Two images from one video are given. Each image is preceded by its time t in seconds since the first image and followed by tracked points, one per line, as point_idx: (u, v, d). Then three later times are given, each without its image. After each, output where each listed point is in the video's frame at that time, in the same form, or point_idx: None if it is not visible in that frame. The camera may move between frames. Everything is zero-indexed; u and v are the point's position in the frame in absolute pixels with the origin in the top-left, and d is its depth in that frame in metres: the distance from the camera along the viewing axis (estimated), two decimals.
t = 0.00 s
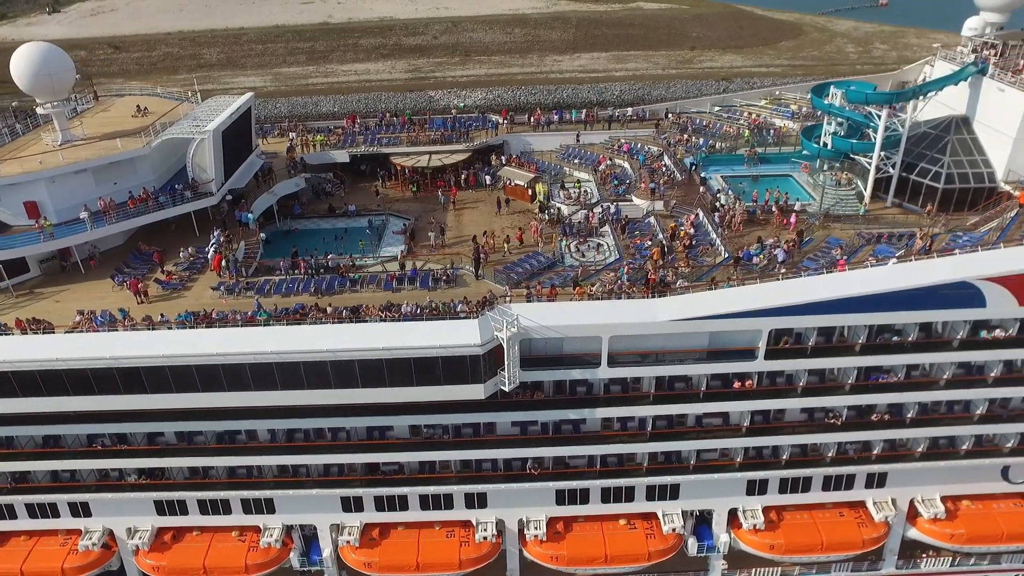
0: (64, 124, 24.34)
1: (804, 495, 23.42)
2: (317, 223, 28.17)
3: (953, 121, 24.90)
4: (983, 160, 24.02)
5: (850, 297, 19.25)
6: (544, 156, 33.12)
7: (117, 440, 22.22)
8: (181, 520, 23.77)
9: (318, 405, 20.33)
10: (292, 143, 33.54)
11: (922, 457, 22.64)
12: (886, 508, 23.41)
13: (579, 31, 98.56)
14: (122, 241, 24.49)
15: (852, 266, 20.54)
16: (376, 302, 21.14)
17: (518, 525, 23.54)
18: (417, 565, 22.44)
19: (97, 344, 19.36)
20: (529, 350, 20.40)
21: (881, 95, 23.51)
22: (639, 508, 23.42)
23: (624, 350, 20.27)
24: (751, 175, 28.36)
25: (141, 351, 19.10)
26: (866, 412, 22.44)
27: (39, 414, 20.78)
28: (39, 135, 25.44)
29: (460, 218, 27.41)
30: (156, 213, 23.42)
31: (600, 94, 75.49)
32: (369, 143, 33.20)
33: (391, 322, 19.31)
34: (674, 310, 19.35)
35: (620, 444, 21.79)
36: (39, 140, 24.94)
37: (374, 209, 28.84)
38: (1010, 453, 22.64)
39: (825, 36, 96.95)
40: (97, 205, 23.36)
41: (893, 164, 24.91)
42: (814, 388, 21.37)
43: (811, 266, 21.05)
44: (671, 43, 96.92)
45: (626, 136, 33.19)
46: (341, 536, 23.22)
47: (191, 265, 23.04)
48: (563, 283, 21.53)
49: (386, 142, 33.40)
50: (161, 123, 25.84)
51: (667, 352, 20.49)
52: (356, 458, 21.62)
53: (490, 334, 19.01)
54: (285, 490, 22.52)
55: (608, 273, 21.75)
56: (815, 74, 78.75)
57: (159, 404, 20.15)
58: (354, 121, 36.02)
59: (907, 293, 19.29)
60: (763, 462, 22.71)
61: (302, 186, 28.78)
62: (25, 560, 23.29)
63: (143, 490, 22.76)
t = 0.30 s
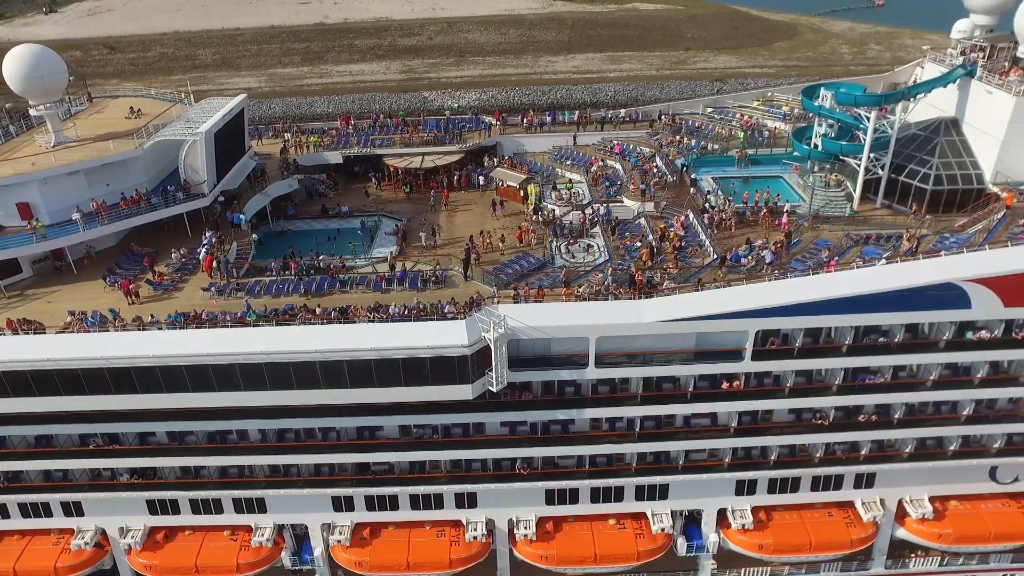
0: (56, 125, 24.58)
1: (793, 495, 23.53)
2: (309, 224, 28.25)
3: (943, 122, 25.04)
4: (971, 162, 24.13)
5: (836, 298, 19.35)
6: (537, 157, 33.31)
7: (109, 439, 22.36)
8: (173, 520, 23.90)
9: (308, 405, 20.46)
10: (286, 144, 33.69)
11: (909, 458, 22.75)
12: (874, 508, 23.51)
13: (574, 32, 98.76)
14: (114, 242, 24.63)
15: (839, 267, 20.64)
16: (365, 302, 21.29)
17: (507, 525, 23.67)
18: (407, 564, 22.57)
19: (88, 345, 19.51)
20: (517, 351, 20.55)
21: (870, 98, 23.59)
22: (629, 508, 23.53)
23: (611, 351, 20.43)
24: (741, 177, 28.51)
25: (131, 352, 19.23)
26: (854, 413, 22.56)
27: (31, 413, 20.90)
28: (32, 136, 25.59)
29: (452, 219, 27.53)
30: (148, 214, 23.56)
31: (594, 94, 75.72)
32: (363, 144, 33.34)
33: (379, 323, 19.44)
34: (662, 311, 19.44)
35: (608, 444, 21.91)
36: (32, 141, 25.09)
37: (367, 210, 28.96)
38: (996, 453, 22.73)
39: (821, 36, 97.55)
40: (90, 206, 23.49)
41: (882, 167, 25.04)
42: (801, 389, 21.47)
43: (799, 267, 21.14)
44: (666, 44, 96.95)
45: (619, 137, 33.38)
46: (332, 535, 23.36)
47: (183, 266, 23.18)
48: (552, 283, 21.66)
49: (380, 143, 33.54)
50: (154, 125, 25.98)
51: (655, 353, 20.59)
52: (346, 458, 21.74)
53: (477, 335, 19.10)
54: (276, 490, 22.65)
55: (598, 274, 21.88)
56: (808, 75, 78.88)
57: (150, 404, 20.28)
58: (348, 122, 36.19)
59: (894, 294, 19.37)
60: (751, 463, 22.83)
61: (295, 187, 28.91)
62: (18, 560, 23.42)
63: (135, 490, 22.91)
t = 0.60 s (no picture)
0: (52, 128, 24.64)
1: (782, 496, 23.67)
2: (304, 225, 28.41)
3: (933, 125, 25.22)
4: (960, 165, 24.28)
5: (823, 301, 19.50)
6: (531, 159, 33.56)
7: (103, 440, 22.54)
8: (167, 520, 24.06)
9: (300, 407, 20.63)
10: (281, 146, 33.89)
11: (898, 459, 22.87)
12: (864, 509, 23.64)
13: (569, 32, 98.91)
14: (109, 244, 24.79)
15: (827, 269, 20.79)
16: (356, 305, 21.47)
17: (499, 525, 23.82)
18: (400, 564, 22.74)
19: (81, 346, 19.69)
20: (508, 352, 20.72)
21: (860, 101, 23.70)
22: (620, 508, 23.68)
23: (601, 353, 20.64)
24: (733, 179, 28.69)
25: (125, 353, 19.40)
26: (843, 414, 22.70)
27: (26, 414, 21.06)
28: (28, 139, 25.79)
29: (445, 221, 27.71)
30: (142, 217, 23.73)
31: (588, 95, 75.92)
32: (358, 146, 33.53)
33: (370, 325, 19.61)
34: (651, 314, 19.61)
35: (598, 445, 22.06)
36: (27, 144, 25.29)
37: (361, 212, 29.15)
38: (984, 455, 22.87)
39: (816, 36, 97.87)
40: (85, 209, 23.68)
41: (874, 169, 24.90)
42: (789, 391, 21.59)
43: (788, 270, 21.28)
44: (660, 44, 97.05)
45: (612, 139, 33.61)
46: (325, 535, 23.52)
47: (176, 268, 23.37)
48: (543, 286, 21.84)
49: (375, 145, 33.72)
50: (149, 128, 26.17)
51: (644, 355, 20.75)
52: (338, 458, 21.89)
53: (467, 337, 19.26)
54: (269, 490, 22.81)
55: (589, 277, 22.04)
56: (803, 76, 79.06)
57: (144, 406, 20.44)
58: (343, 124, 36.37)
59: (881, 297, 19.52)
60: (740, 463, 22.99)
61: (289, 189, 29.09)
62: (13, 559, 23.60)
63: (129, 490, 23.08)
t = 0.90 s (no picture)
0: (47, 130, 24.59)
1: (776, 497, 23.76)
2: (299, 227, 28.45)
3: (926, 127, 25.29)
4: (953, 167, 24.34)
5: (815, 302, 19.56)
6: (526, 161, 33.65)
7: (98, 442, 22.58)
8: (163, 521, 24.13)
9: (294, 408, 20.68)
10: (278, 148, 33.97)
11: (891, 460, 22.90)
12: (857, 510, 23.65)
13: (565, 32, 99.04)
14: (104, 246, 24.86)
15: (819, 271, 20.86)
16: (350, 307, 21.55)
17: (493, 526, 23.89)
18: (394, 565, 22.81)
19: (76, 348, 19.75)
20: (501, 354, 20.79)
21: (853, 103, 23.79)
22: (613, 509, 23.74)
23: (594, 354, 20.69)
24: (728, 181, 28.76)
25: (119, 355, 19.45)
26: (836, 416, 22.75)
27: (21, 416, 21.12)
28: (23, 141, 25.86)
29: (440, 223, 27.79)
30: (137, 219, 23.80)
31: (582, 96, 76.02)
32: (354, 148, 33.63)
33: (363, 327, 19.68)
34: (643, 316, 19.69)
35: (592, 446, 22.11)
36: (23, 146, 25.37)
37: (357, 213, 29.21)
38: (977, 456, 22.93)
39: (812, 36, 98.17)
40: (80, 211, 23.75)
41: (865, 171, 25.17)
42: (782, 392, 21.59)
43: (781, 272, 21.33)
44: (655, 45, 97.12)
45: (607, 141, 33.75)
46: (320, 536, 23.59)
47: (171, 270, 23.44)
48: (536, 287, 21.91)
49: (370, 146, 33.84)
50: (144, 130, 26.25)
51: (637, 357, 20.82)
52: (332, 460, 21.95)
53: (460, 339, 19.37)
54: (264, 491, 22.86)
55: (582, 278, 22.10)
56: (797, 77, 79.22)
57: (138, 407, 20.48)
58: (339, 125, 36.47)
59: (873, 299, 19.57)
60: (733, 465, 23.06)
61: (285, 191, 29.16)
62: (9, 561, 23.68)
63: (124, 491, 23.13)
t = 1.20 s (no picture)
0: (43, 132, 24.75)
1: (770, 499, 23.77)
2: (295, 228, 28.40)
3: (922, 129, 25.24)
4: (949, 169, 24.34)
5: (810, 305, 19.55)
6: (522, 162, 33.64)
7: (92, 444, 22.55)
8: (158, 523, 24.12)
9: (289, 411, 20.67)
10: (274, 149, 33.99)
11: (886, 462, 22.89)
12: (852, 512, 23.65)
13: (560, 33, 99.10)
14: (100, 248, 24.95)
15: (814, 274, 20.85)
16: (344, 309, 21.54)
17: (489, 528, 23.88)
18: (389, 567, 22.80)
19: (70, 351, 19.73)
20: (495, 357, 20.77)
21: (848, 105, 23.79)
22: (609, 511, 23.74)
23: (588, 357, 20.66)
24: (724, 183, 28.77)
25: (113, 358, 19.44)
26: (831, 418, 22.72)
27: (15, 418, 21.08)
28: (18, 143, 25.87)
29: (436, 225, 27.78)
30: (132, 221, 23.78)
31: (577, 96, 76.07)
32: (350, 150, 33.65)
33: (357, 330, 19.66)
34: (637, 318, 19.69)
35: (586, 448, 22.10)
36: (18, 148, 25.40)
37: (353, 215, 29.20)
38: (972, 458, 22.95)
39: (809, 36, 98.27)
40: (75, 213, 23.72)
41: (861, 173, 25.07)
42: (777, 394, 21.56)
43: (775, 274, 21.33)
44: (650, 45, 97.09)
45: (603, 143, 33.81)
46: (315, 538, 23.58)
47: (166, 272, 23.46)
48: (531, 290, 21.90)
49: (366, 148, 33.87)
50: (140, 132, 26.25)
51: (631, 359, 20.82)
52: (327, 462, 21.94)
53: (454, 342, 19.33)
54: (259, 493, 22.83)
55: (577, 280, 22.08)
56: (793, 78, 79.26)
57: (132, 410, 20.46)
58: (336, 127, 36.49)
59: (867, 301, 19.57)
60: (728, 467, 23.03)
61: (280, 193, 29.26)
62: (4, 563, 23.66)
63: (119, 493, 23.10)
